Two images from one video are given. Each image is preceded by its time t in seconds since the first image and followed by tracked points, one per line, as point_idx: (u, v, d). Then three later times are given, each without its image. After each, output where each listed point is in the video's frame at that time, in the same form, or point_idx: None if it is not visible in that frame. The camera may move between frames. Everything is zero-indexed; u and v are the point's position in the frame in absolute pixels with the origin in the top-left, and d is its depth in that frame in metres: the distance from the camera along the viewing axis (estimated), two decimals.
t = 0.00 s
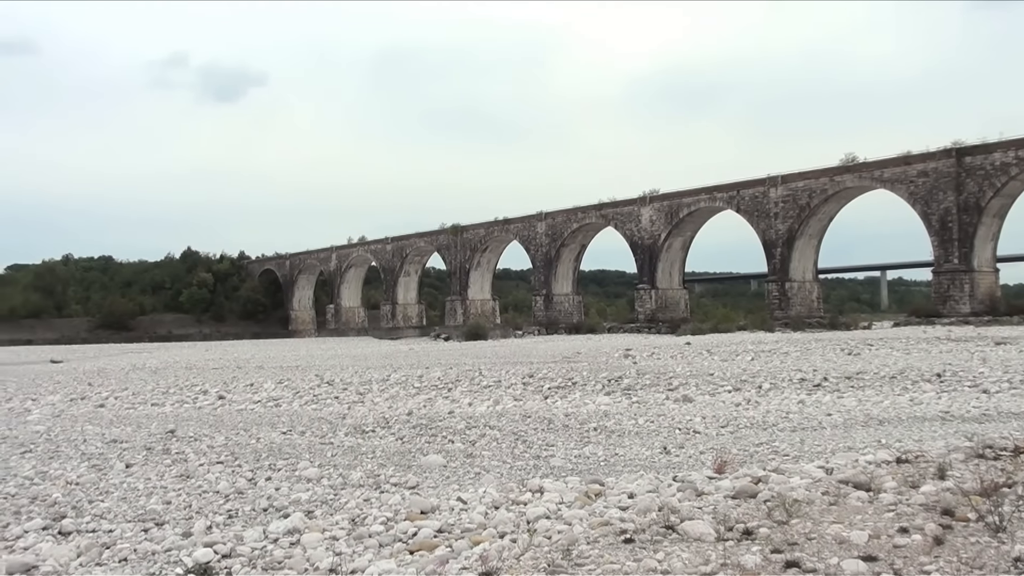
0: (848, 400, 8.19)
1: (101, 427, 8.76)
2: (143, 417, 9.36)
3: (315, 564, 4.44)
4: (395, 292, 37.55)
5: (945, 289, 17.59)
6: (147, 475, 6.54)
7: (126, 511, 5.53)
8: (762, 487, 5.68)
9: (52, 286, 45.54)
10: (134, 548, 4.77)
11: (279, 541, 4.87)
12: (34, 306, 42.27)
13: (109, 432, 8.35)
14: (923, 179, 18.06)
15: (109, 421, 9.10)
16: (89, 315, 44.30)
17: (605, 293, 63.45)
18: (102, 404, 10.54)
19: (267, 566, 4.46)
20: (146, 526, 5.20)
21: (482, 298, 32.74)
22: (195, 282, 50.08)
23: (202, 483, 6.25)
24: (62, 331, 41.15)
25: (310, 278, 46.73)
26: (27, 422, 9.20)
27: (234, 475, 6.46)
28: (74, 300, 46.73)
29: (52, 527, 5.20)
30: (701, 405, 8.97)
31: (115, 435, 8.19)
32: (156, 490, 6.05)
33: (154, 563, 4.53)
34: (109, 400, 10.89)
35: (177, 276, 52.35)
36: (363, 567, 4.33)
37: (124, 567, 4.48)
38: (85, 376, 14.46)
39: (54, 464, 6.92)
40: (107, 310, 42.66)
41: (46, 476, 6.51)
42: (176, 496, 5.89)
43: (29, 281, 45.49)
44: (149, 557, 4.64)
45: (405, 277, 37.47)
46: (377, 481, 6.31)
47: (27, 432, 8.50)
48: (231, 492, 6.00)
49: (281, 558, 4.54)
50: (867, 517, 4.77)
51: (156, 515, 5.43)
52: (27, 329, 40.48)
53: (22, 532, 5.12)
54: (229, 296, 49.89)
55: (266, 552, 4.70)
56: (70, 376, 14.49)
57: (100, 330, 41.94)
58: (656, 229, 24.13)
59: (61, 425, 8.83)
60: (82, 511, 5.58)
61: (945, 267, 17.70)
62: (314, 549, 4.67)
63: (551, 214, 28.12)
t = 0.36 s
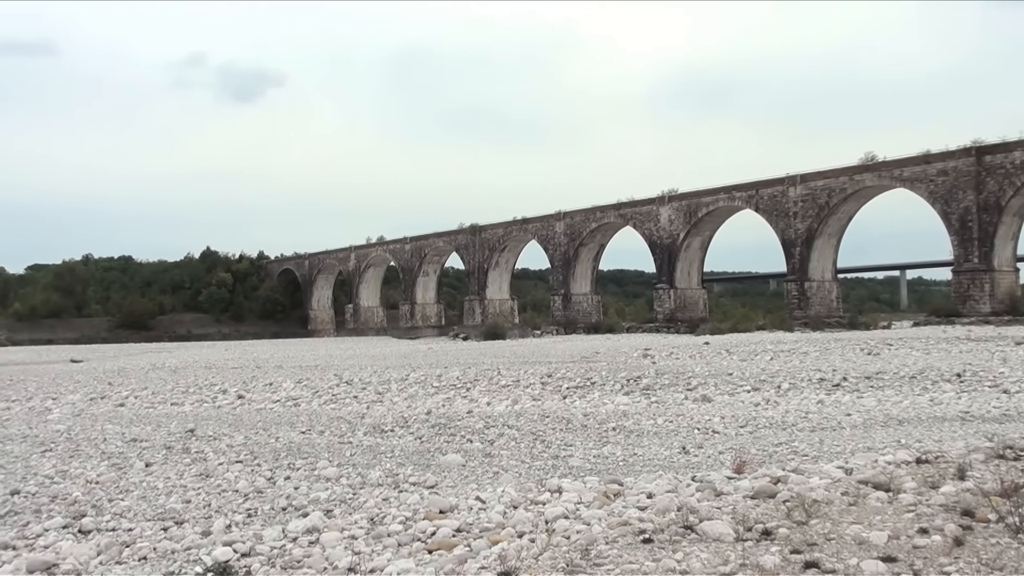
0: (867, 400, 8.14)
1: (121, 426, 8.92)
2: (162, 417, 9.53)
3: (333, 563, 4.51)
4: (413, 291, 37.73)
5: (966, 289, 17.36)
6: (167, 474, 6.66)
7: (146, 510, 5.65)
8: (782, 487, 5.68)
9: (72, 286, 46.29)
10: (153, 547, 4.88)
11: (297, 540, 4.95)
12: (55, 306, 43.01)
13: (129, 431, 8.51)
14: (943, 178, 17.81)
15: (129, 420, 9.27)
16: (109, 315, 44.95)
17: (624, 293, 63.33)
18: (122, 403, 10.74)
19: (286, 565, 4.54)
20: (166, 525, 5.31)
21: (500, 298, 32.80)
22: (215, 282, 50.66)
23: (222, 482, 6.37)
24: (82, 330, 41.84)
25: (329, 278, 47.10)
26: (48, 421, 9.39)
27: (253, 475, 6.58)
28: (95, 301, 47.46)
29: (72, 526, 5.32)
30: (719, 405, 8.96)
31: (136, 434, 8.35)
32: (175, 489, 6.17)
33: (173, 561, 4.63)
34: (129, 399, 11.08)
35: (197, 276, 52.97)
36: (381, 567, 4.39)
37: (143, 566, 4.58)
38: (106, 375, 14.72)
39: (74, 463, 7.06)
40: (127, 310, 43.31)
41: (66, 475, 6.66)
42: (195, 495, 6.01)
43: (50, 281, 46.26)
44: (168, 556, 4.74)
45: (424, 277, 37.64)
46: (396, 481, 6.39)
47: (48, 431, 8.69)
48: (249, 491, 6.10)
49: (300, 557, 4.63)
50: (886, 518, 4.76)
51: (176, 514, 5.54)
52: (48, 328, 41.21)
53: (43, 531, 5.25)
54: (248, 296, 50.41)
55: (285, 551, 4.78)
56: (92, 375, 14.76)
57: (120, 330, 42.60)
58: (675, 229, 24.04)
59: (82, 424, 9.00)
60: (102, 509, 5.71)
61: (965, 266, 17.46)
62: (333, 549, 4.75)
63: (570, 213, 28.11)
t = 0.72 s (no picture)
0: (887, 400, 8.09)
1: (140, 425, 9.07)
2: (181, 416, 9.68)
3: (352, 562, 4.59)
4: (432, 291, 37.90)
5: (985, 288, 17.13)
6: (186, 473, 6.78)
7: (165, 509, 5.77)
8: (801, 487, 5.68)
9: (92, 286, 47.05)
10: (172, 545, 4.98)
11: (317, 539, 5.03)
12: (75, 306, 43.85)
13: (148, 430, 8.67)
14: (963, 177, 17.58)
15: (149, 420, 9.42)
16: (129, 314, 45.62)
17: (641, 293, 63.16)
18: (142, 402, 10.92)
19: (305, 564, 4.62)
20: (185, 523, 5.41)
21: (518, 298, 32.84)
22: (234, 282, 51.21)
23: (241, 481, 6.47)
24: (102, 329, 42.53)
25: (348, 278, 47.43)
26: (69, 419, 9.58)
27: (272, 474, 6.68)
28: (115, 300, 48.20)
29: (92, 525, 5.43)
30: (738, 405, 8.93)
31: (155, 433, 8.49)
32: (194, 488, 6.29)
33: (193, 560, 4.72)
34: (148, 399, 11.27)
35: (216, 276, 53.56)
36: (399, 566, 4.46)
37: (162, 564, 4.68)
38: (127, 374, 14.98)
39: (94, 462, 7.20)
40: (147, 310, 43.93)
41: (86, 473, 6.80)
42: (214, 494, 6.12)
43: (70, 281, 47.08)
44: (188, 554, 4.84)
45: (442, 276, 37.78)
46: (414, 480, 6.47)
47: (69, 429, 8.86)
48: (268, 490, 6.21)
49: (319, 556, 4.70)
50: (905, 518, 4.74)
51: (194, 513, 5.64)
52: (69, 328, 41.91)
53: (64, 529, 5.37)
54: (267, 296, 50.90)
55: (304, 550, 4.86)
56: (113, 374, 15.05)
57: (139, 329, 43.33)
58: (693, 229, 23.94)
59: (102, 423, 9.17)
60: (121, 508, 5.82)
61: (985, 266, 17.23)
62: (352, 548, 4.82)
63: (587, 213, 28.09)
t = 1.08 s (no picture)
0: (904, 401, 8.03)
1: (157, 424, 9.21)
2: (198, 415, 9.82)
3: (368, 561, 4.65)
4: (448, 291, 38.01)
5: (1003, 287, 16.91)
6: (203, 472, 6.88)
7: (182, 508, 5.86)
8: (817, 487, 5.67)
9: (109, 286, 47.64)
10: (189, 544, 5.06)
11: (333, 538, 5.10)
12: (93, 305, 44.55)
13: (165, 430, 8.79)
14: (980, 176, 17.37)
15: (165, 419, 9.56)
16: (145, 314, 46.21)
17: (658, 292, 62.95)
18: (159, 401, 11.08)
19: (322, 563, 4.68)
20: (202, 522, 5.50)
21: (534, 297, 32.86)
22: (251, 282, 51.68)
23: (258, 480, 6.57)
24: (119, 329, 43.10)
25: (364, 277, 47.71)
26: (87, 418, 9.73)
27: (289, 473, 6.77)
28: (132, 300, 48.77)
29: (109, 523, 5.53)
30: (754, 406, 8.91)
31: (172, 433, 8.62)
32: (211, 487, 6.38)
33: (210, 558, 4.80)
34: (165, 398, 11.43)
35: (233, 275, 54.07)
36: (415, 565, 4.51)
37: (179, 562, 4.75)
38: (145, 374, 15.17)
39: (111, 461, 7.31)
40: (164, 309, 44.51)
41: (104, 472, 6.90)
42: (230, 493, 6.21)
43: (87, 281, 47.75)
44: (205, 553, 4.92)
45: (458, 276, 37.87)
46: (430, 479, 6.54)
47: (86, 428, 9.00)
48: (284, 489, 6.29)
49: (335, 555, 4.76)
50: (923, 519, 4.73)
51: (210, 512, 5.73)
52: (86, 327, 42.55)
53: (82, 528, 5.46)
54: (283, 296, 51.32)
55: (321, 549, 4.93)
56: (130, 374, 15.27)
57: (156, 329, 43.91)
58: (709, 228, 23.83)
59: (119, 423, 9.31)
60: (138, 507, 5.92)
61: (1003, 265, 17.03)
62: (368, 547, 4.88)
63: (603, 212, 28.05)
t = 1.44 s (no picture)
0: (921, 401, 7.98)
1: (174, 424, 9.33)
2: (215, 414, 9.94)
3: (384, 560, 4.71)
4: (464, 291, 38.11)
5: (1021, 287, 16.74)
6: (219, 471, 6.98)
7: (199, 507, 5.95)
8: (834, 487, 5.66)
9: (126, 286, 48.23)
10: (206, 543, 5.13)
11: (350, 537, 5.17)
12: (110, 305, 45.25)
13: (182, 429, 8.91)
14: (998, 175, 17.15)
15: (183, 418, 9.70)
16: (162, 313, 46.80)
17: (674, 292, 62.71)
18: (177, 401, 11.23)
19: (338, 562, 4.75)
20: (218, 522, 5.58)
21: (549, 297, 32.88)
22: (268, 282, 52.14)
23: (274, 479, 6.65)
24: (136, 329, 43.66)
25: (380, 277, 47.95)
26: (105, 418, 9.88)
27: (305, 472, 6.86)
28: (149, 300, 49.34)
29: (126, 522, 5.62)
30: (771, 405, 8.89)
31: (189, 432, 8.73)
32: (228, 486, 6.48)
33: (227, 557, 4.87)
34: (182, 398, 11.58)
35: (250, 275, 54.57)
36: (431, 564, 4.57)
37: (196, 561, 4.83)
38: (163, 373, 15.37)
39: (129, 460, 7.41)
40: (181, 309, 45.14)
41: (120, 472, 7.00)
42: (247, 492, 6.29)
43: (105, 281, 48.40)
44: (221, 552, 4.99)
45: (474, 275, 37.96)
46: (446, 479, 6.61)
47: (104, 428, 9.13)
48: (301, 488, 6.38)
49: (351, 554, 4.83)
50: (940, 520, 4.72)
51: (227, 511, 5.82)
52: (103, 327, 43.19)
53: (98, 527, 5.55)
54: (300, 296, 51.72)
55: (337, 548, 5.00)
56: (147, 373, 15.49)
57: (173, 328, 44.46)
58: (725, 227, 23.73)
59: (136, 422, 9.44)
60: (155, 506, 6.01)
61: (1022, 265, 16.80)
62: (384, 546, 4.95)
63: (619, 212, 28.01)
